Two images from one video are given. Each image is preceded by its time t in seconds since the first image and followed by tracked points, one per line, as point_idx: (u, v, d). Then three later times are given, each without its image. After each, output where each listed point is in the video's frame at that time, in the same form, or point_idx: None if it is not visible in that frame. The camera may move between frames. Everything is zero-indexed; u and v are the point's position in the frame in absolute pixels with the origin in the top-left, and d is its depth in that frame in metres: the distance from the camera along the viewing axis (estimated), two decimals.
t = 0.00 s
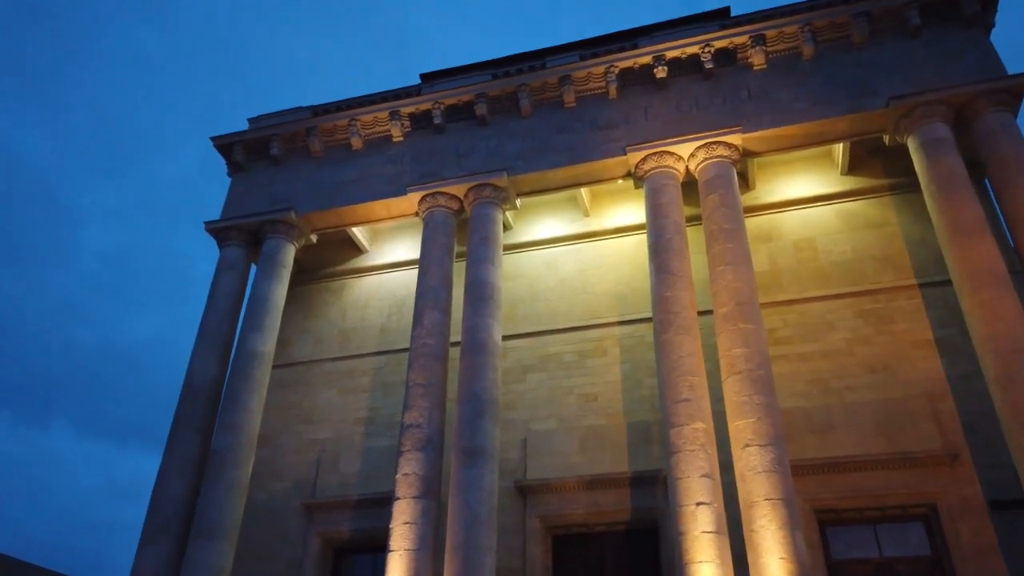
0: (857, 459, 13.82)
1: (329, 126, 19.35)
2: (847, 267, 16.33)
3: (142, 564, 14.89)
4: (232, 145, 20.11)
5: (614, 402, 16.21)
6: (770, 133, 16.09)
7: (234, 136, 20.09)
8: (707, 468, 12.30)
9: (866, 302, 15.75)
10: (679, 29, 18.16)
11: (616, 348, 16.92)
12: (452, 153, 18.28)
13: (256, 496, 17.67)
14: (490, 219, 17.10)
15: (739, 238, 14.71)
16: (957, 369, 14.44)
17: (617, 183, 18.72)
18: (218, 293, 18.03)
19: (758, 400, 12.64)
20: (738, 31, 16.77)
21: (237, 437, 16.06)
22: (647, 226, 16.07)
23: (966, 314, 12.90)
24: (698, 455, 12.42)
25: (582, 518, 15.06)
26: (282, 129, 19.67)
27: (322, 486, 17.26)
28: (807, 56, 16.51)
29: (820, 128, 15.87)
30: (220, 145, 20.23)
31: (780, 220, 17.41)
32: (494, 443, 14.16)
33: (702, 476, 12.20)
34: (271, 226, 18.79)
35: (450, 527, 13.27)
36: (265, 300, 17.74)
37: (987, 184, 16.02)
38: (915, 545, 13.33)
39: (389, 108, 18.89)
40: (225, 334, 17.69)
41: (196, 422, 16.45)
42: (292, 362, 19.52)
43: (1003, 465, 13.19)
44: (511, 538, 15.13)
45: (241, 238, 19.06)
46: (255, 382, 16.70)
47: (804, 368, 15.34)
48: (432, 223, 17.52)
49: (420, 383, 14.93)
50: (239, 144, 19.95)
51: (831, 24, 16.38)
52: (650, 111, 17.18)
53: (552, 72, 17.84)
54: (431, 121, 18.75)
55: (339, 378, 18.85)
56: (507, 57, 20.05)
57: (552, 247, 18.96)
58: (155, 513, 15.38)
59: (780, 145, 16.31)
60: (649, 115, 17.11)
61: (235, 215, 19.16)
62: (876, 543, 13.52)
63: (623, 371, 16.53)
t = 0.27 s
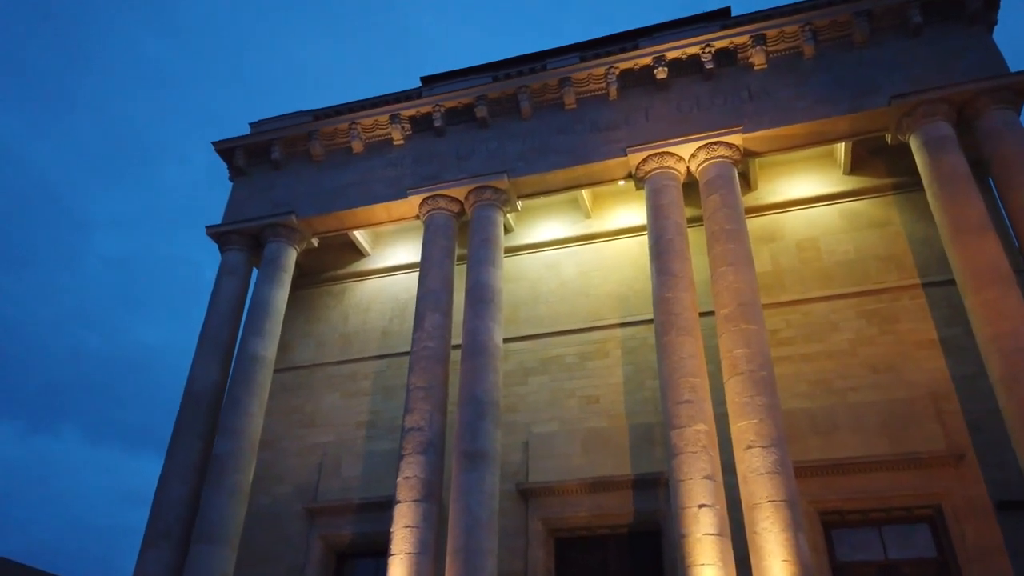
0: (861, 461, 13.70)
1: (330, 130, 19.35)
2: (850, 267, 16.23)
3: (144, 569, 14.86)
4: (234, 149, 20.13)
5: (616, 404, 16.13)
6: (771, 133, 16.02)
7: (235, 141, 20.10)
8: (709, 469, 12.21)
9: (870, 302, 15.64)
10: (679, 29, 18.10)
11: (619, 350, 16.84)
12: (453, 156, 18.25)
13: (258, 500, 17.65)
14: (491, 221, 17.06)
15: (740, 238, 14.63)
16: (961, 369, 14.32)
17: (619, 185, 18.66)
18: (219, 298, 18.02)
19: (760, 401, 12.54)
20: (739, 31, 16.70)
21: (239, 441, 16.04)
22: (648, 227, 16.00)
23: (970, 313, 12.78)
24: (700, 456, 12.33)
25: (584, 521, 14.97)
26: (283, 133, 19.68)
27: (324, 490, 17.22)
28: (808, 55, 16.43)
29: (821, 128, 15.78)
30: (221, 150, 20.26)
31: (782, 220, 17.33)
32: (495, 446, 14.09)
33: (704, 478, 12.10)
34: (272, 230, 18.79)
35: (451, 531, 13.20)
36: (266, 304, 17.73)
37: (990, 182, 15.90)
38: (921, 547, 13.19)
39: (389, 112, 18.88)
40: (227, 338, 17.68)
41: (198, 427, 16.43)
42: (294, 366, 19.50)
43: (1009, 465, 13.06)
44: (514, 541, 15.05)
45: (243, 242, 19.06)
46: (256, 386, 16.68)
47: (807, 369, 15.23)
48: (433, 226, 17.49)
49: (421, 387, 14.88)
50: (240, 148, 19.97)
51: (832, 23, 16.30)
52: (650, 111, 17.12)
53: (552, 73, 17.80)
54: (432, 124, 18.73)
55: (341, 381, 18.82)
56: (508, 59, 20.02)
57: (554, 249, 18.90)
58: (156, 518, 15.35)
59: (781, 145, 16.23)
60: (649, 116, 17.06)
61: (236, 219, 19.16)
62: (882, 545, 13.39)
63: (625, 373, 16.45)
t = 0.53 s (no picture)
0: (865, 462, 13.58)
1: (331, 133, 19.36)
2: (853, 267, 16.11)
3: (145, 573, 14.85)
4: (235, 154, 20.17)
5: (618, 406, 16.05)
6: (772, 133, 15.94)
7: (236, 145, 20.14)
8: (710, 471, 12.12)
9: (873, 302, 15.52)
10: (679, 30, 18.05)
11: (620, 351, 16.76)
12: (453, 158, 18.23)
13: (260, 504, 17.61)
14: (491, 223, 17.02)
15: (741, 238, 14.55)
16: (966, 369, 14.19)
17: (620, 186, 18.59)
18: (221, 301, 18.04)
19: (762, 402, 12.45)
20: (739, 30, 16.64)
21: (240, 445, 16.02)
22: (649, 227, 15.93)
23: (974, 312, 12.66)
24: (701, 458, 12.24)
25: (586, 524, 14.89)
26: (284, 137, 19.70)
27: (325, 494, 17.18)
28: (809, 54, 16.36)
29: (822, 127, 15.70)
30: (222, 154, 20.30)
31: (784, 220, 17.23)
32: (496, 448, 14.03)
33: (705, 479, 12.01)
34: (273, 233, 18.80)
35: (452, 534, 13.14)
36: (268, 308, 17.73)
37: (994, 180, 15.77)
38: (926, 548, 13.06)
39: (390, 115, 18.88)
40: (228, 342, 17.68)
41: (199, 430, 16.43)
42: (296, 370, 19.49)
43: (1015, 466, 12.92)
44: (515, 544, 14.97)
45: (244, 246, 19.08)
46: (257, 390, 16.67)
47: (810, 370, 15.11)
48: (433, 228, 17.46)
49: (422, 389, 14.83)
50: (242, 152, 20.00)
51: (833, 22, 16.22)
52: (651, 112, 17.07)
53: (552, 75, 17.77)
54: (433, 126, 18.72)
55: (343, 385, 18.79)
56: (508, 61, 20.00)
57: (555, 251, 18.85)
58: (158, 522, 15.35)
59: (782, 145, 16.15)
60: (650, 116, 17.00)
61: (238, 223, 19.18)
62: (886, 546, 13.26)
63: (627, 374, 16.37)
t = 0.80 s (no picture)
0: (867, 463, 13.46)
1: (330, 137, 19.35)
2: (854, 266, 16.00)
3: None
4: (235, 158, 20.18)
5: (618, 408, 15.96)
6: (771, 132, 15.85)
7: (236, 149, 20.15)
8: (710, 472, 12.02)
9: (875, 302, 15.41)
10: (678, 30, 18.00)
11: (621, 353, 16.68)
12: (452, 160, 18.20)
13: (261, 508, 17.57)
14: (490, 225, 16.97)
15: (741, 238, 14.45)
16: (969, 368, 14.06)
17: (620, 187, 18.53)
18: (220, 305, 18.02)
19: (762, 402, 12.35)
20: (738, 30, 16.58)
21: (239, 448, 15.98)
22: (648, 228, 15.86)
23: (976, 311, 12.54)
24: (701, 459, 12.14)
25: (587, 527, 14.79)
26: (284, 140, 19.70)
27: (326, 498, 17.13)
28: (808, 53, 16.28)
29: (822, 126, 15.61)
30: (222, 158, 20.31)
31: (785, 220, 17.13)
32: (495, 451, 13.95)
33: (705, 481, 11.92)
34: (273, 237, 18.78)
35: (450, 537, 13.06)
36: (267, 312, 17.69)
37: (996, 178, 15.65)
38: (930, 550, 12.91)
39: (389, 117, 18.87)
40: (228, 346, 17.66)
41: (199, 434, 16.41)
42: (296, 373, 19.45)
43: (1019, 466, 12.78)
44: (516, 548, 14.88)
45: (244, 250, 19.07)
46: (257, 394, 16.64)
47: (811, 370, 15.00)
48: (433, 230, 17.42)
49: (421, 392, 14.77)
50: (241, 156, 20.01)
51: (832, 21, 16.14)
52: (650, 112, 17.00)
53: (550, 76, 17.72)
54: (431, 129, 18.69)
55: (343, 388, 18.74)
56: (507, 63, 19.97)
57: (555, 252, 18.78)
58: (157, 526, 15.31)
59: (782, 144, 16.06)
60: (648, 117, 16.94)
61: (237, 227, 19.18)
62: (890, 548, 13.12)
63: (627, 376, 16.28)
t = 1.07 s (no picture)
0: (868, 464, 13.34)
1: (329, 140, 19.35)
2: (855, 266, 15.89)
3: None
4: (234, 162, 20.19)
5: (618, 410, 15.87)
6: (770, 132, 15.77)
7: (235, 153, 20.17)
8: (709, 474, 11.93)
9: (875, 302, 15.29)
10: (677, 30, 17.94)
11: (620, 355, 16.59)
12: (451, 163, 18.16)
13: (260, 512, 17.52)
14: (488, 227, 16.92)
15: (739, 238, 14.37)
16: (970, 368, 13.93)
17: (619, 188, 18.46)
18: (219, 309, 18.01)
19: (760, 404, 12.25)
20: (736, 29, 16.51)
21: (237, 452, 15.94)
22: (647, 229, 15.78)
23: (976, 310, 12.42)
24: (699, 461, 12.05)
25: (586, 530, 14.70)
26: (282, 144, 19.70)
27: (325, 501, 17.08)
28: (807, 52, 16.20)
29: (821, 125, 15.52)
30: (222, 162, 20.33)
31: (785, 220, 17.03)
32: (493, 454, 13.88)
33: (703, 483, 11.83)
34: (271, 241, 18.77)
35: (448, 541, 12.99)
36: (266, 315, 17.67)
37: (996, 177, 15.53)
38: (932, 551, 12.78)
39: (387, 120, 18.85)
40: (227, 350, 17.65)
41: (198, 438, 16.39)
42: (296, 377, 19.42)
43: (1021, 467, 12.65)
44: (515, 551, 14.79)
45: (243, 254, 19.06)
46: (255, 397, 16.61)
47: (811, 371, 14.89)
48: (431, 233, 17.37)
49: (419, 395, 14.71)
50: (240, 160, 20.02)
51: (831, 20, 16.06)
52: (648, 113, 16.94)
53: (548, 77, 17.67)
54: (430, 131, 18.67)
55: (343, 392, 18.70)
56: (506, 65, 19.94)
57: (554, 254, 18.72)
58: (156, 531, 15.29)
59: (781, 144, 15.97)
60: (647, 118, 16.88)
61: (236, 231, 19.18)
62: (891, 550, 12.99)
63: (626, 378, 16.19)
